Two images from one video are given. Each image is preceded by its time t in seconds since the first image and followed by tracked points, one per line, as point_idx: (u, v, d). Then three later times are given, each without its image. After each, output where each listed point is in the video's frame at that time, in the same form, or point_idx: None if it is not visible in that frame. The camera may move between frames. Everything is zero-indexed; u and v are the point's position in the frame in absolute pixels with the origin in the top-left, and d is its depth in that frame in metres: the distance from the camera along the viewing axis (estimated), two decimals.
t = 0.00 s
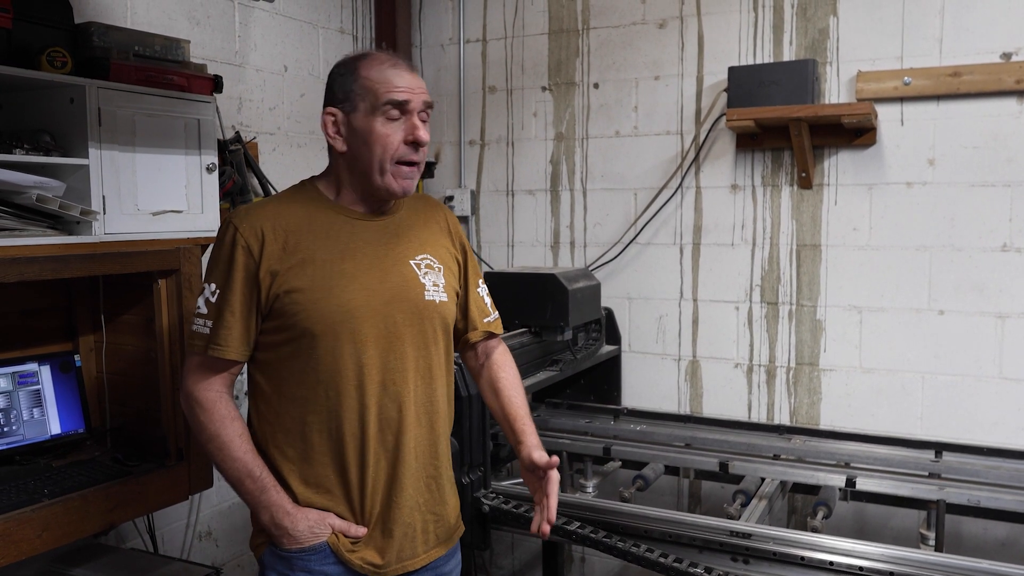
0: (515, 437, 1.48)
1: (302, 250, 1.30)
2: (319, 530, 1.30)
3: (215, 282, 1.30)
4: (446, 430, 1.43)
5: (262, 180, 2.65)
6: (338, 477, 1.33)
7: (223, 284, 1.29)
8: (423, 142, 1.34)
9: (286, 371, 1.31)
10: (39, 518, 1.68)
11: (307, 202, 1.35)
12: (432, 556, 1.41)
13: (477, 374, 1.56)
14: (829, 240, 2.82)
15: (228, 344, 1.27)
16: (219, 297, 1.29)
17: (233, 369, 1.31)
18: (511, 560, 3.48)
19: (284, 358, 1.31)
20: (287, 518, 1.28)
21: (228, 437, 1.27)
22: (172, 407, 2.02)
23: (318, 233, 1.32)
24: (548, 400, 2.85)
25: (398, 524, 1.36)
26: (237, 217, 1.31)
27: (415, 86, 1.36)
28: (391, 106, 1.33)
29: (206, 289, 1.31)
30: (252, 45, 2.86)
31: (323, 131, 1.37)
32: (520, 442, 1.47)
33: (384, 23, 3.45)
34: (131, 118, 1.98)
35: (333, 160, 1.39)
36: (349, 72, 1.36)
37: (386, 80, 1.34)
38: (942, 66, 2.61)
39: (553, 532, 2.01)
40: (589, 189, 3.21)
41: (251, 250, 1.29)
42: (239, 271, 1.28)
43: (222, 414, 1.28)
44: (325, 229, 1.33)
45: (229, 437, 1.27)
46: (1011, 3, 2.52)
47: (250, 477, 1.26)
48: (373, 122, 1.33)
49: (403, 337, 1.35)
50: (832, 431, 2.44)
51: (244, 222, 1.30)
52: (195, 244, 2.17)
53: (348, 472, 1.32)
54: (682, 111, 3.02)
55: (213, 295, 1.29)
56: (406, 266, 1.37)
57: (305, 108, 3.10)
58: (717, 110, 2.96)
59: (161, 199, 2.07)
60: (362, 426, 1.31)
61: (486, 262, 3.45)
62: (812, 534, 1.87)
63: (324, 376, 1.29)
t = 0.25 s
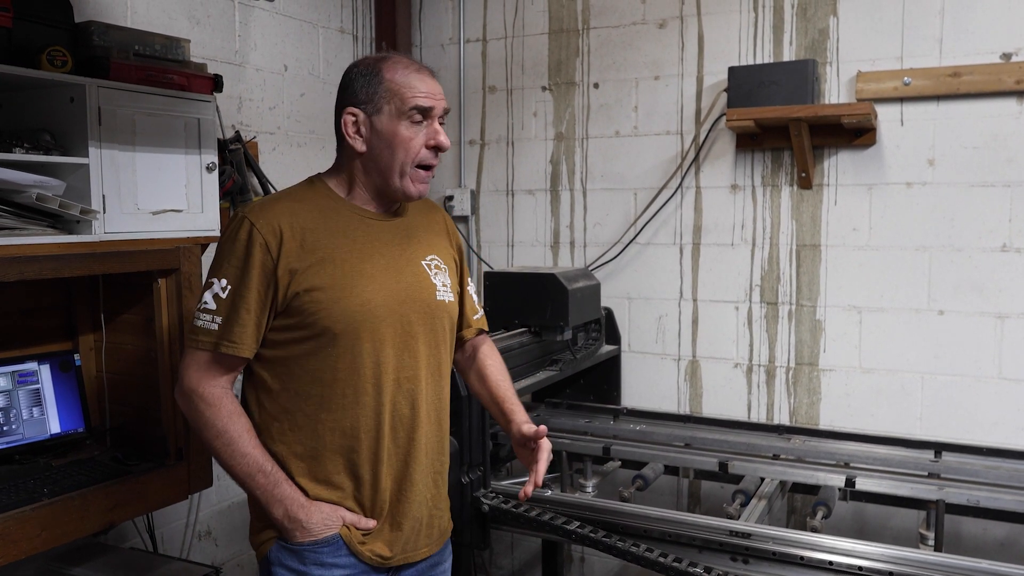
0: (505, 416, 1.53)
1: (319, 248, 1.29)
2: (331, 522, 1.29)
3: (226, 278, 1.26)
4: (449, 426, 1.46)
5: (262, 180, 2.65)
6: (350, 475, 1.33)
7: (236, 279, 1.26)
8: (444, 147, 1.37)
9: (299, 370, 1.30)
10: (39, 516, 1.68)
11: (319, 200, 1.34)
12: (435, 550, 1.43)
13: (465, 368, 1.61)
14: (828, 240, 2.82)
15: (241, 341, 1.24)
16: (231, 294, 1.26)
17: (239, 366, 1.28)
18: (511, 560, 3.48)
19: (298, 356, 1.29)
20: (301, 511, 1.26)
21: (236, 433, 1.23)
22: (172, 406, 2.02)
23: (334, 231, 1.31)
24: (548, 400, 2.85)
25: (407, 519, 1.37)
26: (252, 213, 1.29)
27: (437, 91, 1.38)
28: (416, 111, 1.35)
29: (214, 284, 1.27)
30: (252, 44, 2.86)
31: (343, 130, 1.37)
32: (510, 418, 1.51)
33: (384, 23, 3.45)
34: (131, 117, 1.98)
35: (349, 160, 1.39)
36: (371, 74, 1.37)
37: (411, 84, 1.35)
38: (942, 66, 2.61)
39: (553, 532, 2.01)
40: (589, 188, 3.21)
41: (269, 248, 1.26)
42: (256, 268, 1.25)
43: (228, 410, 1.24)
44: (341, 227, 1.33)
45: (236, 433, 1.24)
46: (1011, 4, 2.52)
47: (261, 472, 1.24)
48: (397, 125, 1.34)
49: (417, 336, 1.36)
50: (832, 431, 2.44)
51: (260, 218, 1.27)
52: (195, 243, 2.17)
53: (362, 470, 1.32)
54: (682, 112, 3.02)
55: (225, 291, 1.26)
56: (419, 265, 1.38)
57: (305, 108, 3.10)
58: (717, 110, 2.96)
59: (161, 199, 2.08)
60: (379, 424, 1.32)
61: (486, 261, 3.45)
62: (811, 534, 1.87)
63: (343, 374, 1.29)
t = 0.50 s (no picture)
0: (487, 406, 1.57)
1: (320, 248, 1.28)
2: (336, 533, 1.28)
3: (225, 281, 1.23)
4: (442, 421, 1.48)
5: (262, 179, 2.65)
6: (356, 476, 1.32)
7: (236, 283, 1.23)
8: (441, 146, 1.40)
9: (302, 373, 1.28)
10: (39, 515, 1.68)
11: (315, 200, 1.32)
12: (434, 547, 1.45)
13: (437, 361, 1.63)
14: (828, 239, 2.82)
15: (244, 346, 1.22)
16: (231, 297, 1.23)
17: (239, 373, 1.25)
18: (510, 559, 3.48)
19: (300, 358, 1.28)
20: (307, 525, 1.25)
21: (240, 445, 1.21)
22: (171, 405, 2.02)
23: (333, 230, 1.30)
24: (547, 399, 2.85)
25: (410, 515, 1.39)
26: (249, 213, 1.26)
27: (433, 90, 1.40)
28: (417, 109, 1.36)
29: (212, 288, 1.23)
30: (252, 43, 2.86)
31: (341, 126, 1.36)
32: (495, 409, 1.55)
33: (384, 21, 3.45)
34: (131, 116, 1.98)
35: (344, 155, 1.38)
36: (371, 70, 1.36)
37: (412, 82, 1.36)
38: (942, 65, 2.61)
39: (554, 531, 2.00)
40: (588, 187, 3.21)
41: (270, 249, 1.24)
42: (258, 270, 1.23)
43: (231, 421, 1.21)
44: (340, 227, 1.32)
45: (240, 445, 1.21)
46: (1011, 3, 2.52)
47: (266, 485, 1.21)
48: (399, 122, 1.35)
49: (416, 332, 1.37)
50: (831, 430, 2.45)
51: (260, 219, 1.24)
52: (195, 241, 2.16)
53: (369, 470, 1.32)
54: (681, 111, 3.02)
55: (224, 295, 1.23)
56: (414, 262, 1.39)
57: (304, 106, 3.10)
58: (717, 109, 2.96)
59: (160, 197, 2.08)
60: (384, 423, 1.33)
61: (486, 260, 3.45)
62: (811, 533, 1.86)
63: (348, 374, 1.28)
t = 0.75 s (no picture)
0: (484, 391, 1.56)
1: (309, 248, 1.25)
2: (331, 541, 1.26)
3: (212, 283, 1.18)
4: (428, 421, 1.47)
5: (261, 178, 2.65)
6: (348, 481, 1.30)
7: (225, 285, 1.18)
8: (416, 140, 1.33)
9: (292, 376, 1.24)
10: (40, 514, 1.68)
11: (302, 197, 1.28)
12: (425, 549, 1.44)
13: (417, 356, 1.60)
14: (827, 238, 2.82)
15: (234, 350, 1.18)
16: (220, 300, 1.18)
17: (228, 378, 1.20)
18: (510, 557, 3.48)
19: (289, 362, 1.24)
20: (303, 535, 1.22)
21: (234, 454, 1.16)
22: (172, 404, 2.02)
23: (322, 229, 1.27)
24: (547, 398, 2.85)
25: (404, 518, 1.38)
26: (235, 212, 1.21)
27: (411, 84, 1.35)
28: (388, 101, 1.31)
29: (198, 290, 1.18)
30: (252, 42, 2.86)
31: (312, 117, 1.32)
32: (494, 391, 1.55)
33: (383, 20, 3.45)
34: (130, 115, 1.98)
35: (318, 148, 1.34)
36: (345, 62, 1.33)
37: (385, 75, 1.31)
38: (941, 63, 2.62)
39: (553, 529, 2.01)
40: (588, 186, 3.21)
41: (260, 249, 1.20)
42: (248, 272, 1.19)
43: (223, 429, 1.17)
44: (328, 226, 1.29)
45: (234, 454, 1.17)
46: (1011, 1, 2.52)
47: (261, 495, 1.18)
48: (368, 115, 1.30)
49: (406, 331, 1.36)
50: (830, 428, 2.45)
51: (248, 218, 1.20)
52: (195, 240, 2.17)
53: (362, 474, 1.30)
54: (681, 109, 3.02)
55: (213, 298, 1.18)
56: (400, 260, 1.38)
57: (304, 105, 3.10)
58: (716, 108, 2.96)
59: (159, 196, 2.08)
60: (377, 424, 1.31)
61: (486, 259, 3.45)
62: (811, 532, 1.86)
63: (340, 376, 1.26)
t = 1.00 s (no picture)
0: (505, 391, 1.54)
1: (266, 250, 1.22)
2: (295, 549, 1.22)
3: (166, 287, 1.18)
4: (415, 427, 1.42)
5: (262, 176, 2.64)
6: (314, 488, 1.26)
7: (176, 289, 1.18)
8: (366, 133, 1.26)
9: (251, 381, 1.22)
10: (39, 513, 1.68)
11: (264, 198, 1.26)
12: (410, 558, 1.40)
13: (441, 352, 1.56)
14: (827, 237, 2.82)
15: (187, 354, 1.16)
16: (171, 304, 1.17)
17: (188, 382, 1.19)
18: (510, 556, 3.49)
19: (248, 367, 1.22)
20: (261, 540, 1.18)
21: (189, 457, 1.15)
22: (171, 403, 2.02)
23: (282, 231, 1.25)
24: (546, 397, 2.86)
25: (379, 527, 1.34)
26: (188, 215, 1.20)
27: (366, 74, 1.29)
28: (334, 94, 1.26)
29: (154, 294, 1.18)
30: (251, 40, 2.86)
31: (269, 115, 1.31)
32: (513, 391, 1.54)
33: (382, 19, 3.45)
34: (130, 114, 1.98)
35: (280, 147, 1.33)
36: (299, 56, 1.30)
37: (333, 66, 1.27)
38: (941, 62, 2.62)
39: (553, 528, 2.03)
40: (588, 185, 3.21)
41: (211, 252, 1.18)
42: (198, 275, 1.17)
43: (179, 432, 1.15)
44: (290, 227, 1.26)
45: (190, 457, 1.15)
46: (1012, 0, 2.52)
47: (218, 498, 1.15)
48: (314, 109, 1.26)
49: (377, 334, 1.31)
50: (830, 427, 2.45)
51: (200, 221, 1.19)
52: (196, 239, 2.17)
53: (328, 481, 1.26)
54: (681, 108, 3.02)
55: (165, 302, 1.17)
56: (375, 260, 1.34)
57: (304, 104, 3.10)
58: (716, 107, 2.96)
59: (159, 195, 2.08)
60: (343, 431, 1.27)
61: (485, 258, 3.45)
62: (811, 530, 1.86)
63: (299, 381, 1.23)
